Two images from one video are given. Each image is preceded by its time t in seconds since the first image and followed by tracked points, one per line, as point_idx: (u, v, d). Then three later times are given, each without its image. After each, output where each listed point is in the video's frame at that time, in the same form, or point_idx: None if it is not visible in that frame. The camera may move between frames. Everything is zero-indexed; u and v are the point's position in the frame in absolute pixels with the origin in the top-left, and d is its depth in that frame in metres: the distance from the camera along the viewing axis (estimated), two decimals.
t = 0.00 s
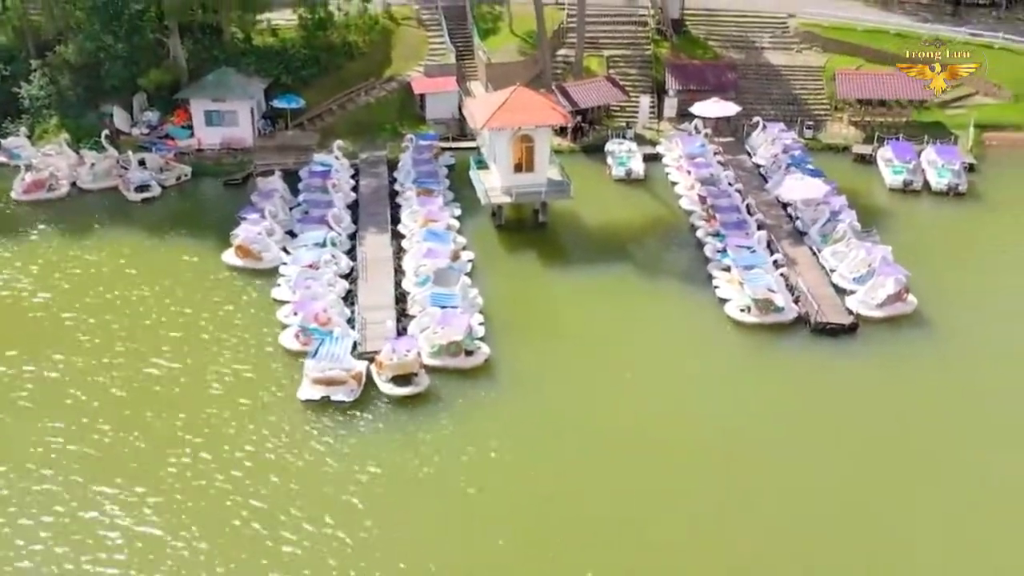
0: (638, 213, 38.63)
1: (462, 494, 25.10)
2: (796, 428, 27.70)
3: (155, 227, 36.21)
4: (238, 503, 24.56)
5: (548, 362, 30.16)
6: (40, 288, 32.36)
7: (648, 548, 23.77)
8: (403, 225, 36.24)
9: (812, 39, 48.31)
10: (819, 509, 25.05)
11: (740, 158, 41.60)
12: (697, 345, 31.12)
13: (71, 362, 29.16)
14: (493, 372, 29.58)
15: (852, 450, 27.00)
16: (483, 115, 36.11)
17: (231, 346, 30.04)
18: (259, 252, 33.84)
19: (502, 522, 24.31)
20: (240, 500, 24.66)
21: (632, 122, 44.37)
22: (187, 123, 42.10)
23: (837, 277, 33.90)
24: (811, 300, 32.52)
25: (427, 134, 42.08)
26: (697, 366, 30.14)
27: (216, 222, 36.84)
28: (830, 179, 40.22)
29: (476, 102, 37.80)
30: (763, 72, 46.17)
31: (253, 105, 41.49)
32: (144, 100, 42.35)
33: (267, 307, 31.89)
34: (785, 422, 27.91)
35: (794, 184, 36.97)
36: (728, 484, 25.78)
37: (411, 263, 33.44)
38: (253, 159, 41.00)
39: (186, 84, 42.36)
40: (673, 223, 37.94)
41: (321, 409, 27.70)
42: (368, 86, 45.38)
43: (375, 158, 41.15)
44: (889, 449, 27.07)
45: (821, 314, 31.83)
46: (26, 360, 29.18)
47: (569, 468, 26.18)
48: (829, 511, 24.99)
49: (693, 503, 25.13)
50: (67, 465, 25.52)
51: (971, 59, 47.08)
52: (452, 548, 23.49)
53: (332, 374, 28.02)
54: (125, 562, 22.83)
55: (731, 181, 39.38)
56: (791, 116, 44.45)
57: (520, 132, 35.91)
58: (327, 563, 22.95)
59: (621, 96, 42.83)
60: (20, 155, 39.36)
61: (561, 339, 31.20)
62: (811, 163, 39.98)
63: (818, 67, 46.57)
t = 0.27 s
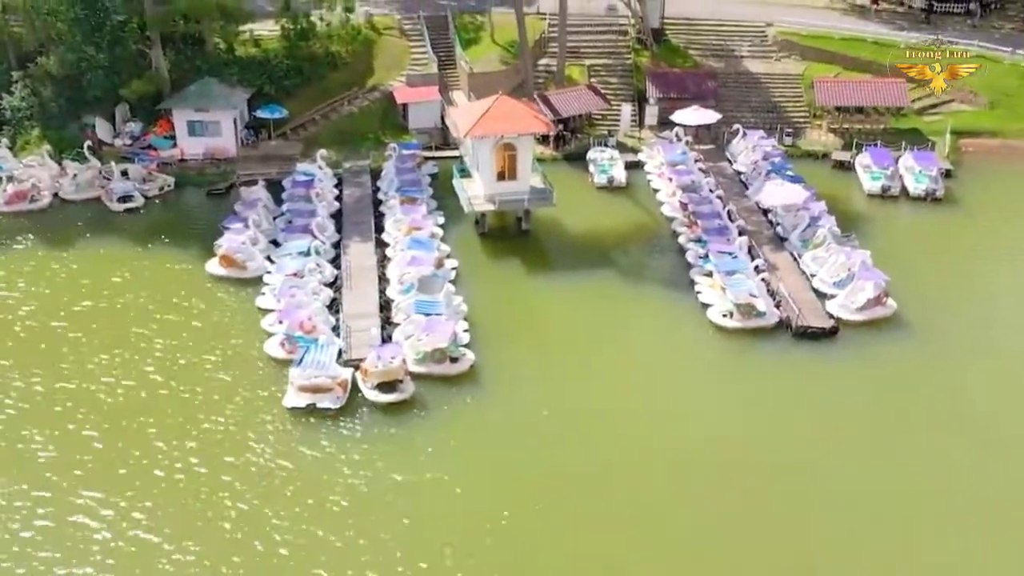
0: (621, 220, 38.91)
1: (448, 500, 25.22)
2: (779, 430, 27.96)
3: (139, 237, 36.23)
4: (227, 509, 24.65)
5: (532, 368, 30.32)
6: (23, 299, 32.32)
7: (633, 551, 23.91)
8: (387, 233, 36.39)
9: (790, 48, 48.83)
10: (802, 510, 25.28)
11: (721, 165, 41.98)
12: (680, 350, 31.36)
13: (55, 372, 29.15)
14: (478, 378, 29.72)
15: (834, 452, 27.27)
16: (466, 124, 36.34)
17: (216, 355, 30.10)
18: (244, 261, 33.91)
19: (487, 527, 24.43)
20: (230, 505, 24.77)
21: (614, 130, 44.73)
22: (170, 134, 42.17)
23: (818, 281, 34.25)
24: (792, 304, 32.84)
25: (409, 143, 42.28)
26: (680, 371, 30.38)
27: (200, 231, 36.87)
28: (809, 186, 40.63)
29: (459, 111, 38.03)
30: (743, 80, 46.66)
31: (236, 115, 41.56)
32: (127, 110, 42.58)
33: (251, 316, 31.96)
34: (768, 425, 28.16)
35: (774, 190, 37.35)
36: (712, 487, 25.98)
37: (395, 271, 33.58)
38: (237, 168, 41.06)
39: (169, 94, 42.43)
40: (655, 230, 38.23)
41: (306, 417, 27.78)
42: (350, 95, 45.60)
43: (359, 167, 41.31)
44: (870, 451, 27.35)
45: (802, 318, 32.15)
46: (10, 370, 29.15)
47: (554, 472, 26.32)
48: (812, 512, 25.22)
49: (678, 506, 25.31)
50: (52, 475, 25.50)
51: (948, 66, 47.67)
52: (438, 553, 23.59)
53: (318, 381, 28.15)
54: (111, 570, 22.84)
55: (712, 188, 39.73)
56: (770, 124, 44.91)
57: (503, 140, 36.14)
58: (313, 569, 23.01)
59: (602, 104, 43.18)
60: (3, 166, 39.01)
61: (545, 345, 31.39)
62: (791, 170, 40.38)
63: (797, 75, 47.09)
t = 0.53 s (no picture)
0: (605, 225, 39.15)
1: (435, 503, 25.33)
2: (763, 432, 28.19)
3: (123, 245, 36.22)
4: (218, 513, 24.73)
5: (518, 372, 30.49)
6: (7, 307, 32.28)
7: (619, 553, 24.05)
8: (373, 240, 36.49)
9: (772, 54, 49.26)
10: (786, 510, 25.50)
11: (704, 171, 42.30)
12: (665, 353, 31.58)
13: (41, 379, 29.16)
14: (464, 383, 29.85)
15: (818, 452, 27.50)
16: (451, 130, 36.49)
17: (202, 362, 30.17)
18: (229, 268, 33.97)
19: (475, 530, 24.56)
20: (220, 510, 24.85)
21: (598, 136, 45.01)
22: (154, 142, 42.24)
23: (801, 285, 34.56)
24: (776, 307, 33.13)
25: (395, 150, 42.42)
26: (665, 374, 30.57)
27: (185, 239, 36.88)
28: (792, 190, 40.98)
29: (444, 118, 38.18)
30: (725, 86, 47.05)
31: (221, 123, 41.58)
32: (111, 119, 42.84)
33: (238, 323, 32.03)
34: (752, 427, 28.38)
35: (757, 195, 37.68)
36: (699, 488, 26.17)
37: (381, 277, 33.68)
38: (222, 176, 41.09)
39: (153, 103, 42.47)
40: (640, 235, 38.47)
41: (293, 423, 27.85)
42: (335, 103, 45.76)
43: (344, 174, 41.43)
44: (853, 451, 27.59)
45: (785, 321, 32.42)
46: None
47: (541, 476, 26.44)
48: (795, 511, 25.45)
49: (664, 509, 25.48)
50: (38, 482, 25.50)
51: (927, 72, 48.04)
52: (426, 556, 23.70)
53: (305, 387, 28.23)
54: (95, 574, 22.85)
55: (695, 193, 40.02)
56: (753, 130, 45.29)
57: (487, 147, 36.30)
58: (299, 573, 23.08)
59: (587, 111, 43.45)
60: None
61: (531, 349, 31.54)
62: (773, 175, 40.72)
63: (779, 81, 47.51)
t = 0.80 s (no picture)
0: (587, 229, 39.40)
1: (420, 506, 25.44)
2: (745, 432, 28.45)
3: (106, 252, 36.18)
4: (206, 517, 24.81)
5: (502, 375, 30.65)
6: None
7: (603, 553, 24.22)
8: (356, 245, 36.58)
9: (751, 59, 49.72)
10: (767, 509, 25.74)
11: (685, 175, 42.65)
12: (648, 356, 31.80)
13: (24, 386, 29.13)
14: (448, 386, 29.97)
15: (799, 451, 27.79)
16: (433, 136, 36.65)
17: (185, 368, 30.22)
18: (213, 275, 34.02)
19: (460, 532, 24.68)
20: (207, 513, 24.92)
21: (580, 141, 45.32)
22: (136, 149, 42.32)
23: (781, 287, 34.88)
24: (757, 309, 33.44)
25: (377, 156, 42.56)
26: (648, 376, 30.80)
27: (168, 246, 36.86)
28: (772, 194, 41.37)
29: (426, 123, 38.35)
30: (705, 91, 47.51)
31: (203, 130, 41.60)
32: (92, 126, 42.97)
33: (222, 329, 32.09)
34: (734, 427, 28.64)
35: (737, 198, 38.02)
36: (682, 488, 26.40)
37: (365, 282, 33.79)
38: (204, 184, 41.10)
39: (135, 110, 42.54)
40: (622, 239, 38.73)
41: (277, 428, 27.91)
42: (317, 109, 45.89)
43: (327, 180, 41.54)
44: (834, 450, 27.89)
45: (766, 322, 32.72)
46: None
47: (526, 478, 26.59)
48: (777, 510, 25.70)
49: (648, 509, 25.68)
50: (21, 488, 25.48)
51: (904, 77, 48.59)
52: (411, 559, 23.79)
53: (290, 391, 28.29)
54: None
55: (677, 197, 40.35)
56: (733, 134, 45.70)
57: (470, 152, 36.48)
58: None
59: (568, 116, 43.75)
60: None
61: (514, 353, 31.71)
62: (753, 179, 41.09)
63: (758, 86, 47.96)
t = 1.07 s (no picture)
0: (572, 233, 39.63)
1: (407, 508, 25.57)
2: (729, 432, 28.70)
3: (91, 258, 36.18)
4: (195, 518, 24.93)
5: (489, 378, 30.80)
6: None
7: (589, 554, 24.40)
8: (342, 250, 36.69)
9: (734, 64, 50.15)
10: (752, 508, 25.97)
11: (669, 178, 42.95)
12: (633, 358, 32.03)
13: (10, 392, 29.14)
14: (435, 389, 30.12)
15: (783, 451, 28.07)
16: (418, 140, 36.81)
17: (172, 372, 30.26)
18: (199, 279, 34.11)
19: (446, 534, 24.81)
20: (197, 515, 25.04)
21: (564, 145, 45.58)
22: (121, 155, 42.31)
23: (765, 288, 35.19)
24: (741, 310, 33.72)
25: (362, 160, 42.70)
26: (633, 378, 31.03)
27: (154, 251, 36.87)
28: (755, 196, 41.70)
29: (411, 128, 38.51)
30: (688, 95, 47.89)
31: (188, 136, 41.61)
32: (77, 132, 42.72)
33: (208, 334, 32.15)
34: (719, 427, 28.88)
35: (721, 201, 38.36)
36: (667, 489, 26.61)
37: (351, 286, 33.91)
38: (190, 190, 41.12)
39: (120, 116, 42.53)
40: (607, 242, 38.98)
41: (264, 432, 27.99)
42: (302, 115, 46.00)
43: (312, 186, 41.64)
44: (816, 449, 28.17)
45: (750, 323, 33.00)
46: None
47: (512, 479, 26.75)
48: (761, 509, 25.94)
49: (633, 510, 25.87)
50: (7, 493, 25.49)
51: (885, 80, 49.03)
52: (398, 560, 23.89)
53: (277, 395, 28.40)
54: None
55: (661, 200, 40.64)
56: (716, 137, 46.06)
57: (455, 156, 36.65)
58: None
59: (553, 121, 44.00)
60: None
61: (499, 355, 31.91)
62: (736, 182, 41.42)
63: (740, 90, 48.37)
